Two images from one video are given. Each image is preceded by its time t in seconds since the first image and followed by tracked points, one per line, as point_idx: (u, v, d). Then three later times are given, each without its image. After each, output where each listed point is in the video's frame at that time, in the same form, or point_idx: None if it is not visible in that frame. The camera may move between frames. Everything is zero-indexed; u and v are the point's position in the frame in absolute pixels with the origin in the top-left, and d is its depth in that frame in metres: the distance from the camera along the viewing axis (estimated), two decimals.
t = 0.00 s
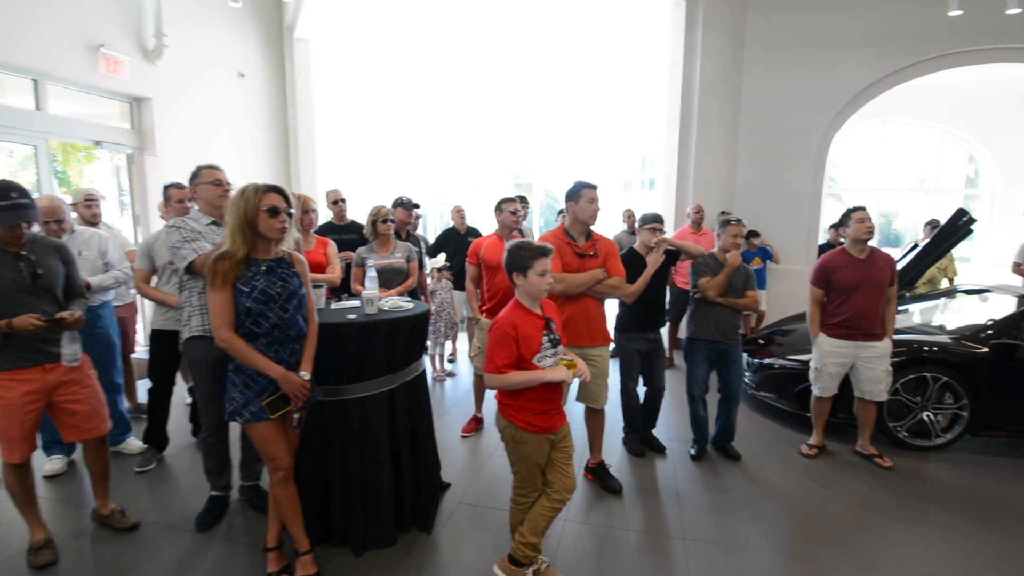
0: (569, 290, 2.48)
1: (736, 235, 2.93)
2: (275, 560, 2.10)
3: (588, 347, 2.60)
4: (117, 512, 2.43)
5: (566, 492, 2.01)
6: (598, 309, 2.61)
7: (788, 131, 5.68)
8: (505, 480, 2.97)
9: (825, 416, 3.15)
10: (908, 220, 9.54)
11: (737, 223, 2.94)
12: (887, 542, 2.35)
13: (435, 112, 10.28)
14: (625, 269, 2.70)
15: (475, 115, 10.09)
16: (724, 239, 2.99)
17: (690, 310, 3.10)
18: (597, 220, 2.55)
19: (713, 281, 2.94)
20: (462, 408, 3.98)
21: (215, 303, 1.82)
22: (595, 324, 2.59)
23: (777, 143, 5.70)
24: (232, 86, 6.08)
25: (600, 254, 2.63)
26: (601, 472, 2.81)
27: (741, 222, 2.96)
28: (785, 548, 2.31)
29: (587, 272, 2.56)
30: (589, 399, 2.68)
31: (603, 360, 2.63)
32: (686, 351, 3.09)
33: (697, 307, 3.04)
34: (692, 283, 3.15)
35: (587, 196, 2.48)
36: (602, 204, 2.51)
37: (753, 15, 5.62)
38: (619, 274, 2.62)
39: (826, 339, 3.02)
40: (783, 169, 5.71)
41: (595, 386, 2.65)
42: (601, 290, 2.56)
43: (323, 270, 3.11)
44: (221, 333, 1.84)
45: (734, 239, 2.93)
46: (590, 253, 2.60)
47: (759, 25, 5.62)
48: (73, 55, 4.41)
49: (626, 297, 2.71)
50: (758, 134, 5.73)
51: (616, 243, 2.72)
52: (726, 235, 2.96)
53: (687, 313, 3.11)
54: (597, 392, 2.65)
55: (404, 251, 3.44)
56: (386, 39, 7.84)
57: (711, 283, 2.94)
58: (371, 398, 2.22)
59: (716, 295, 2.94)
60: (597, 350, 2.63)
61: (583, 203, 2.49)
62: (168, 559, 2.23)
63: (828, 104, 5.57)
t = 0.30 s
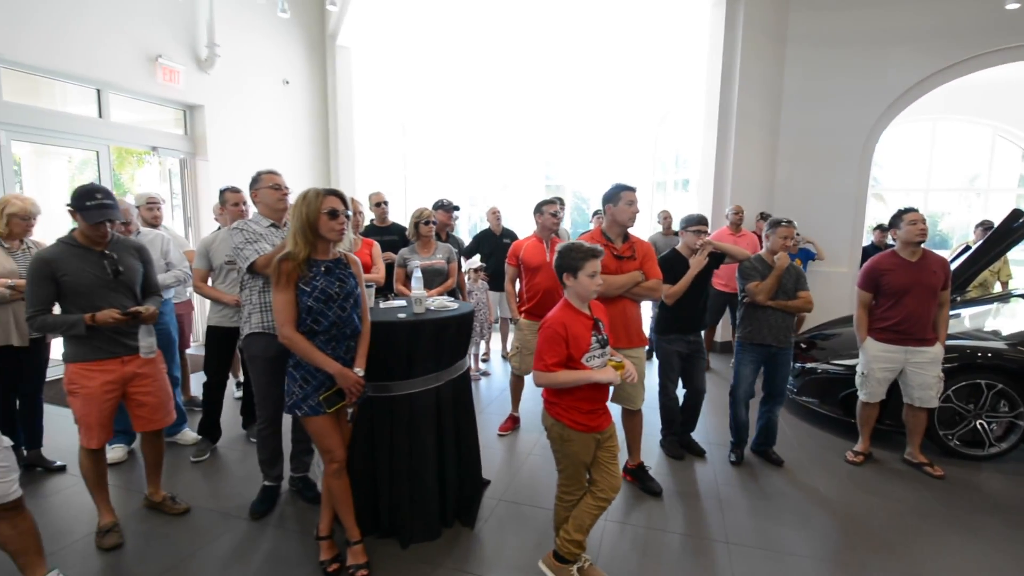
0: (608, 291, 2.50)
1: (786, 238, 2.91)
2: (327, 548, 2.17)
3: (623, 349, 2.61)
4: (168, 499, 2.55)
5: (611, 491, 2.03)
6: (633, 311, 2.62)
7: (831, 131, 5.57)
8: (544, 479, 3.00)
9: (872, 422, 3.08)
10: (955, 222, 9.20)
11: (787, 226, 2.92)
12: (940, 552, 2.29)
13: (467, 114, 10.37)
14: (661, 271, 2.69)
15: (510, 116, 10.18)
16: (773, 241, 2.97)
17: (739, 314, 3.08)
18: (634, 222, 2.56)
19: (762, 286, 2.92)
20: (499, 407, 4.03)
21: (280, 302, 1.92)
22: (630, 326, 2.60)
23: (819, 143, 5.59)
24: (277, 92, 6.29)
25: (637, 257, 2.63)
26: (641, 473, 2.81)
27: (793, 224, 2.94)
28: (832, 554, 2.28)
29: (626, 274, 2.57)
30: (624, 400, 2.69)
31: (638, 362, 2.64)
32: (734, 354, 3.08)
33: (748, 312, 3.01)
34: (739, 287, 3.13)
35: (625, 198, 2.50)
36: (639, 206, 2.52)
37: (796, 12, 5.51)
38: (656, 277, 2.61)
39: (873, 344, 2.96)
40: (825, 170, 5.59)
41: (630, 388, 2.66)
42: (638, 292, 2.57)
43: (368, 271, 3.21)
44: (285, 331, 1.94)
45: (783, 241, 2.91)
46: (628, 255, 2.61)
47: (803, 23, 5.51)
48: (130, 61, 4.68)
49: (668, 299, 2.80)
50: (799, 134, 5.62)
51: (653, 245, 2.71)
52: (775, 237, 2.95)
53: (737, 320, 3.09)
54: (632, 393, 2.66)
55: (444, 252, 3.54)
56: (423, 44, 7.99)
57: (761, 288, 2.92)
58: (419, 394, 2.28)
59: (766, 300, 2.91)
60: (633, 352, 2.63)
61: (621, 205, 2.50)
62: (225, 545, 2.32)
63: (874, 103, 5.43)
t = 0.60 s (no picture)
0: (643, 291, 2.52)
1: (823, 235, 2.90)
2: (373, 538, 2.24)
3: (659, 347, 2.63)
4: (219, 488, 2.66)
5: (650, 485, 2.05)
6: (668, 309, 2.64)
7: (865, 127, 5.48)
8: (579, 475, 3.03)
9: (912, 423, 3.03)
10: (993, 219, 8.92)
11: (823, 223, 2.90)
12: (985, 554, 2.26)
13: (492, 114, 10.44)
14: (694, 270, 2.71)
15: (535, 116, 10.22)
16: (808, 238, 2.96)
17: (780, 313, 3.06)
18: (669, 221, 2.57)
19: (802, 284, 2.91)
20: (530, 405, 4.08)
21: (330, 300, 1.98)
22: (665, 324, 2.62)
23: (852, 140, 5.50)
24: (310, 95, 6.45)
25: (671, 255, 2.65)
26: (676, 472, 2.82)
27: (829, 221, 2.92)
28: (873, 554, 2.26)
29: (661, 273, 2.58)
30: (660, 398, 2.71)
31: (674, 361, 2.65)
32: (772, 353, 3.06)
33: (787, 311, 2.99)
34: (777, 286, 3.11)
35: (660, 197, 2.52)
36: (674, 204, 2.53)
37: (830, 6, 5.43)
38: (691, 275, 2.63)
39: (914, 343, 2.91)
40: (859, 166, 5.50)
41: (665, 386, 2.68)
42: (674, 290, 2.57)
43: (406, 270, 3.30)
44: (334, 327, 2.01)
45: (820, 238, 2.90)
46: (662, 254, 2.63)
47: (837, 16, 5.43)
48: (172, 68, 4.86)
49: (704, 294, 2.82)
50: (832, 130, 5.55)
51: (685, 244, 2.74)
52: (811, 234, 2.93)
53: (777, 320, 3.07)
54: (668, 392, 2.68)
55: (477, 252, 3.59)
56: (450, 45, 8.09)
57: (801, 286, 2.91)
58: (459, 390, 2.34)
59: (806, 298, 2.90)
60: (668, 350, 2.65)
61: (656, 203, 2.52)
62: (274, 533, 2.41)
63: (911, 98, 5.32)
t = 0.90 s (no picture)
0: (679, 287, 2.54)
1: (859, 230, 2.86)
2: (410, 526, 2.31)
3: (695, 343, 2.64)
4: (262, 476, 2.77)
5: (682, 480, 2.08)
6: (706, 305, 2.64)
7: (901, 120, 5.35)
8: (608, 470, 3.06)
9: (951, 424, 2.97)
10: None
11: (859, 218, 2.87)
12: None
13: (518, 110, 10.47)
14: (733, 265, 2.69)
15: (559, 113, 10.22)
16: (844, 234, 2.91)
17: (813, 310, 3.04)
18: (706, 216, 2.57)
19: (838, 279, 2.86)
20: (558, 401, 4.11)
21: (371, 294, 2.05)
22: (702, 320, 2.62)
23: (888, 133, 5.38)
24: (340, 95, 6.59)
25: (709, 251, 2.65)
26: (707, 469, 2.82)
27: (864, 217, 2.88)
28: (911, 555, 2.24)
29: (697, 268, 2.58)
30: (694, 394, 2.72)
31: (710, 356, 2.65)
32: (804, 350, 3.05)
33: (820, 307, 2.96)
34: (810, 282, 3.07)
35: (697, 191, 2.51)
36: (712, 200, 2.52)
37: None
38: (728, 271, 2.62)
39: (952, 343, 2.85)
40: (895, 161, 5.38)
41: (700, 382, 2.68)
42: (710, 286, 2.58)
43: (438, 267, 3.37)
44: (375, 321, 2.08)
45: (856, 233, 2.86)
46: (698, 250, 2.62)
47: (872, 7, 5.30)
48: (210, 71, 5.03)
49: (740, 290, 2.80)
50: (866, 124, 5.43)
51: (724, 239, 2.72)
52: (847, 229, 2.89)
53: (809, 315, 3.04)
54: (702, 388, 2.69)
55: (506, 248, 3.64)
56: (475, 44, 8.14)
57: (837, 281, 2.86)
58: (494, 384, 2.39)
59: (842, 293, 2.86)
60: (704, 347, 2.65)
61: (692, 198, 2.52)
62: (315, 520, 2.50)
63: (950, 90, 5.18)
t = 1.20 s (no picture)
0: (718, 284, 2.51)
1: (902, 226, 2.76)
2: (443, 516, 2.36)
3: (734, 341, 2.61)
4: (299, 464, 2.86)
5: (716, 476, 2.06)
6: (747, 303, 2.61)
7: (946, 112, 5.17)
8: (639, 468, 3.05)
9: (998, 428, 2.86)
10: None
11: (902, 214, 2.77)
12: None
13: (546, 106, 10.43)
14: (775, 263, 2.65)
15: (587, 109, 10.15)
16: (886, 230, 2.82)
17: (851, 309, 2.96)
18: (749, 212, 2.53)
19: (876, 276, 2.78)
20: (587, 397, 4.11)
21: (406, 288, 2.09)
22: (743, 318, 2.59)
23: (932, 126, 5.21)
24: (372, 93, 6.70)
25: (750, 247, 2.60)
26: (740, 469, 2.79)
27: (908, 213, 2.79)
28: (955, 561, 2.17)
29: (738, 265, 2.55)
30: (733, 393, 2.69)
31: (750, 355, 2.62)
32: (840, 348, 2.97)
33: (858, 305, 2.88)
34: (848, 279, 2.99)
35: (738, 187, 2.48)
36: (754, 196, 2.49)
37: None
38: (771, 268, 2.58)
39: (999, 343, 2.74)
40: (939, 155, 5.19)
41: (739, 381, 2.65)
42: (751, 284, 2.55)
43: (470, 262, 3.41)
44: (411, 315, 2.12)
45: (899, 230, 2.77)
46: (739, 246, 2.58)
47: None
48: (249, 71, 5.18)
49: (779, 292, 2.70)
50: (909, 118, 5.25)
51: (766, 236, 2.68)
52: (889, 225, 2.80)
53: (845, 313, 2.97)
54: (741, 387, 2.65)
55: (536, 244, 3.65)
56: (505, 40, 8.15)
57: (875, 279, 2.77)
58: (527, 378, 2.41)
59: (880, 291, 2.77)
60: (745, 345, 2.61)
61: (734, 194, 2.49)
62: (351, 507, 2.57)
63: (999, 80, 4.96)
